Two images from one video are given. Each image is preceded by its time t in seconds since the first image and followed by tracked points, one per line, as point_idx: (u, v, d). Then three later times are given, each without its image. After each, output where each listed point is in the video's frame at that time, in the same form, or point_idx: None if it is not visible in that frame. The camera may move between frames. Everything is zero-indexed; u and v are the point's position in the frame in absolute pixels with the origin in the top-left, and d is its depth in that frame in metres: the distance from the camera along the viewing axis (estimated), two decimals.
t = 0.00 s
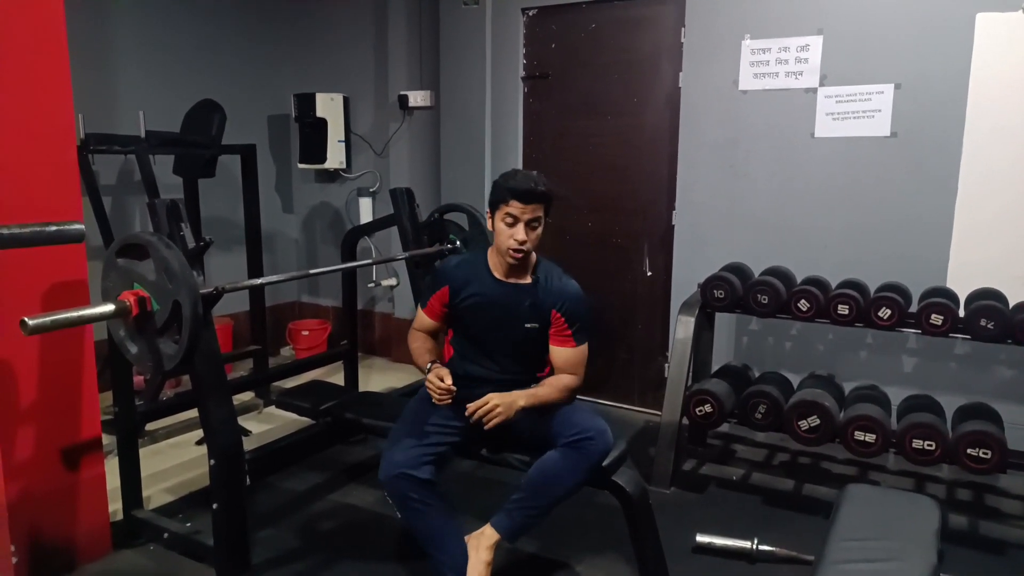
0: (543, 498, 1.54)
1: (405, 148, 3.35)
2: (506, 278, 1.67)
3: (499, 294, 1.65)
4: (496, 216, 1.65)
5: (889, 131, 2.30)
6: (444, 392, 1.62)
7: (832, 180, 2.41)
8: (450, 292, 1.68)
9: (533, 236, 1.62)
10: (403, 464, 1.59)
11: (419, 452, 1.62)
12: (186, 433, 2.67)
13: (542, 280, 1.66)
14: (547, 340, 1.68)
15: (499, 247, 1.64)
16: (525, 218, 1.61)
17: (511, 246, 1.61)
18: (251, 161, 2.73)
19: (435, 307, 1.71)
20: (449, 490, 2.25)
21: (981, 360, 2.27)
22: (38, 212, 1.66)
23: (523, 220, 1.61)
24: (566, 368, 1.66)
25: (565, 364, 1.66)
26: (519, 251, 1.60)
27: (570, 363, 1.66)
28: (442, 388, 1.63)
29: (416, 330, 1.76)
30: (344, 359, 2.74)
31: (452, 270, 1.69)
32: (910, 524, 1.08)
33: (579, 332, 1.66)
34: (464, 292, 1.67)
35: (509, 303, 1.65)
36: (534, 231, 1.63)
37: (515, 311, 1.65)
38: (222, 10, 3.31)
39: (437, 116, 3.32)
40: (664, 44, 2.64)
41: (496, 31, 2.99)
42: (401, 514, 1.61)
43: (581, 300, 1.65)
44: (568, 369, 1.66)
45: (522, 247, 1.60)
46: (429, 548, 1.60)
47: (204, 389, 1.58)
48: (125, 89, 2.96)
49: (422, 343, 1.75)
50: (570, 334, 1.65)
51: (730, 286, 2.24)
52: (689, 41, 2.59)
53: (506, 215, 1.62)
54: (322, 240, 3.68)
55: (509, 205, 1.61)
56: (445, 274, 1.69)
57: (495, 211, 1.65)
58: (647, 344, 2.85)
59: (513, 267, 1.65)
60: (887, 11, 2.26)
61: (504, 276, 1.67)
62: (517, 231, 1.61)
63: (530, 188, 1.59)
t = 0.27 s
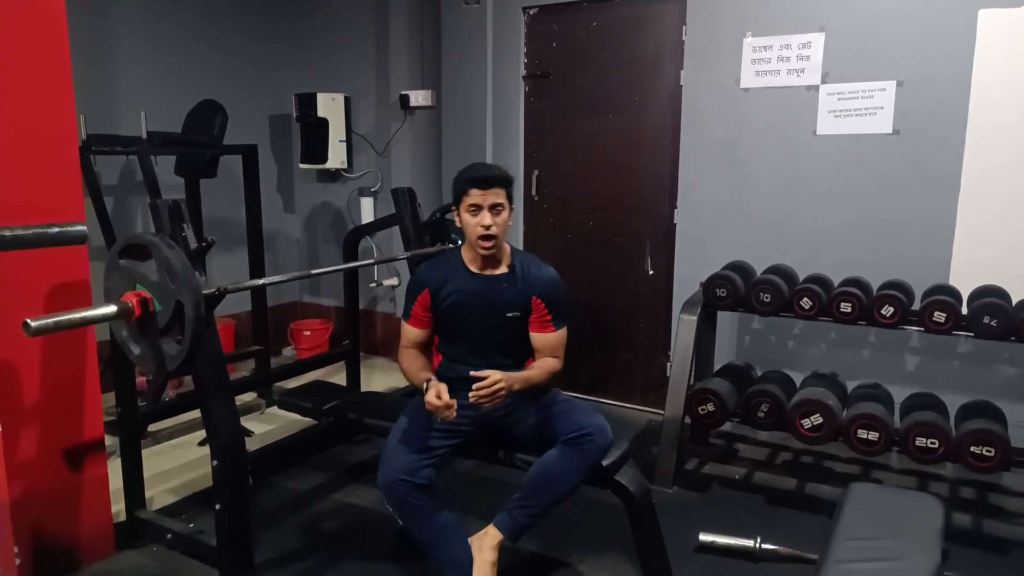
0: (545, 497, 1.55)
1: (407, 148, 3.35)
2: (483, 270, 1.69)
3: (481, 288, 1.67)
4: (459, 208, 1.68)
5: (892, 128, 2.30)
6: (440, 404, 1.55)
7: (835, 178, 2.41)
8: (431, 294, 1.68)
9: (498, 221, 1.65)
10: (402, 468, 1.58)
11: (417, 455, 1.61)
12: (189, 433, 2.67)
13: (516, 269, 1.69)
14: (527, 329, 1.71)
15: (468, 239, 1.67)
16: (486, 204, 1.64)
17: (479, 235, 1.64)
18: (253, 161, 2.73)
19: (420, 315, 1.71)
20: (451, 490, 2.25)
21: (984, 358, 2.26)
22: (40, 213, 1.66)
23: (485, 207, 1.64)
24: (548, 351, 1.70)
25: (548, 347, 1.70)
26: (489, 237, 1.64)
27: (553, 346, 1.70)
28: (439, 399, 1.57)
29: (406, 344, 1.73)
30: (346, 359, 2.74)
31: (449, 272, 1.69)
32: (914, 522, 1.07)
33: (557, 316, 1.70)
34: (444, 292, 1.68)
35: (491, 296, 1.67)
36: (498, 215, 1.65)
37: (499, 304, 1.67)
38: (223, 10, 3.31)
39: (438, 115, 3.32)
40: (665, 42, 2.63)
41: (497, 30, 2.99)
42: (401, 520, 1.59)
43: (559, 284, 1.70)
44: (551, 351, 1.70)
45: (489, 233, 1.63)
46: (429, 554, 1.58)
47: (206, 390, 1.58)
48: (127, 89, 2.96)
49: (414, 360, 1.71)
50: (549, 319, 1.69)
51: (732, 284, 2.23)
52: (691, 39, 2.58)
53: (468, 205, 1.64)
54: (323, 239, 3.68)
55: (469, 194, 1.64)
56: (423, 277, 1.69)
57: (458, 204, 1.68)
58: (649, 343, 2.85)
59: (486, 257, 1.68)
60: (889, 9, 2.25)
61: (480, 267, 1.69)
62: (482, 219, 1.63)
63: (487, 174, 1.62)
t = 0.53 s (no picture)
0: (545, 500, 1.54)
1: (406, 152, 3.35)
2: (463, 272, 1.71)
3: (464, 289, 1.69)
4: (429, 215, 1.71)
5: (890, 133, 2.31)
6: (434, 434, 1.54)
7: (833, 182, 2.41)
8: (416, 302, 1.70)
9: (465, 221, 1.66)
10: (402, 475, 1.57)
11: (418, 462, 1.60)
12: (188, 437, 2.67)
13: (495, 268, 1.71)
14: (512, 323, 1.73)
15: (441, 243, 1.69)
16: (450, 207, 1.65)
17: (448, 238, 1.66)
18: (253, 165, 2.73)
19: (407, 323, 1.72)
20: (451, 495, 2.24)
21: (983, 361, 2.27)
22: (39, 219, 1.66)
23: (449, 210, 1.65)
24: (536, 342, 1.71)
25: (534, 338, 1.71)
26: (457, 240, 1.65)
27: (539, 336, 1.71)
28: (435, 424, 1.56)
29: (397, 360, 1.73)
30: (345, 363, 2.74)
31: (447, 278, 1.70)
32: (914, 527, 1.08)
33: (540, 306, 1.72)
34: (428, 298, 1.69)
35: (475, 296, 1.69)
36: (465, 216, 1.67)
37: (483, 304, 1.69)
38: (223, 14, 3.31)
39: (438, 119, 3.32)
40: (665, 47, 2.64)
41: (496, 34, 3.00)
42: (406, 527, 1.58)
43: (538, 276, 1.72)
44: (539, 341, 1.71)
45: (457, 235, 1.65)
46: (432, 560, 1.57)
47: (206, 395, 1.58)
48: (126, 93, 2.96)
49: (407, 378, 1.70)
50: (531, 310, 1.71)
51: (731, 288, 2.24)
52: (689, 44, 2.59)
53: (434, 211, 1.66)
54: (322, 243, 3.68)
55: (433, 200, 1.67)
56: (407, 286, 1.71)
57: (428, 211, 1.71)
58: (648, 347, 2.85)
59: (462, 258, 1.70)
60: (887, 13, 2.26)
61: (458, 270, 1.71)
62: (448, 222, 1.66)
63: (447, 177, 1.64)
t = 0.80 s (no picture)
0: (546, 504, 1.54)
1: (407, 155, 3.35)
2: (456, 273, 1.71)
3: (459, 291, 1.70)
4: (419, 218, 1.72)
5: (891, 137, 2.31)
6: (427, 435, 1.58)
7: (834, 186, 2.41)
8: (412, 306, 1.70)
9: (454, 220, 1.66)
10: (408, 479, 1.58)
11: (421, 466, 1.61)
12: (189, 439, 2.67)
13: (487, 269, 1.72)
14: (503, 320, 1.72)
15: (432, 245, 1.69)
16: (438, 207, 1.66)
17: (437, 238, 1.66)
18: (254, 168, 2.73)
19: (405, 328, 1.72)
20: (451, 497, 2.24)
21: (984, 365, 2.27)
22: (41, 221, 1.66)
23: (438, 209, 1.66)
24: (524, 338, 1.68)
25: (523, 335, 1.68)
26: (446, 239, 1.65)
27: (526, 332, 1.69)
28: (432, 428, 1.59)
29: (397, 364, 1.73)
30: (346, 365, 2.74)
31: (446, 281, 1.71)
32: (915, 530, 1.08)
33: (531, 302, 1.71)
34: (423, 301, 1.70)
35: (469, 296, 1.70)
36: (453, 215, 1.67)
37: (476, 305, 1.70)
38: (225, 17, 3.32)
39: (439, 122, 3.32)
40: (666, 51, 2.65)
41: (498, 38, 3.00)
42: (408, 533, 1.58)
43: (530, 272, 1.73)
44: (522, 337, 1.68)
45: (446, 234, 1.65)
46: (432, 564, 1.57)
47: (207, 397, 1.58)
48: (128, 96, 2.97)
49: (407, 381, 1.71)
50: (520, 305, 1.71)
51: (732, 291, 2.24)
52: (691, 48, 2.59)
53: (423, 212, 1.67)
54: (323, 246, 3.68)
55: (421, 201, 1.67)
56: (403, 290, 1.72)
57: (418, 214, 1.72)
58: (649, 349, 2.85)
59: (455, 259, 1.70)
60: (888, 17, 2.27)
61: (451, 272, 1.71)
62: (436, 222, 1.66)
63: (433, 178, 1.65)
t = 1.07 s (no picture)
0: (543, 505, 1.54)
1: (405, 156, 3.35)
2: (450, 275, 1.71)
3: (454, 294, 1.70)
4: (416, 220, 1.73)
5: (887, 135, 2.31)
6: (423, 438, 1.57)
7: (831, 184, 2.42)
8: (408, 308, 1.71)
9: (448, 222, 1.67)
10: (404, 481, 1.58)
11: (418, 468, 1.61)
12: (187, 442, 2.67)
13: (485, 271, 1.71)
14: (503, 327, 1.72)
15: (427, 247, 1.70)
16: (433, 209, 1.67)
17: (432, 239, 1.67)
18: (252, 170, 2.73)
19: (402, 330, 1.73)
20: (449, 499, 2.24)
21: (982, 363, 2.27)
22: (37, 225, 1.66)
23: (432, 211, 1.67)
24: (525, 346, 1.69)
25: (524, 343, 1.69)
26: (440, 240, 1.66)
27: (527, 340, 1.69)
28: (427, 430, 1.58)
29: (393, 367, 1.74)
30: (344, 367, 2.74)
31: (444, 282, 1.71)
32: (912, 529, 1.08)
33: (531, 309, 1.70)
34: (419, 302, 1.71)
35: (464, 299, 1.69)
36: (448, 216, 1.68)
37: (471, 308, 1.69)
38: (222, 20, 3.32)
39: (436, 124, 3.32)
40: (662, 50, 2.65)
41: (495, 38, 3.00)
42: (405, 535, 1.58)
43: (528, 277, 1.72)
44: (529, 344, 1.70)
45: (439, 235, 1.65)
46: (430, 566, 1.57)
47: (205, 399, 1.58)
48: (125, 98, 2.97)
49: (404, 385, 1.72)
50: (522, 313, 1.70)
51: (730, 291, 2.24)
52: (687, 47, 2.59)
53: (419, 214, 1.69)
54: (321, 247, 3.68)
55: (417, 203, 1.69)
56: (398, 292, 1.72)
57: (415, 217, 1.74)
58: (647, 349, 2.85)
59: (450, 260, 1.70)
60: (884, 16, 2.27)
61: (446, 275, 1.72)
62: (431, 223, 1.67)
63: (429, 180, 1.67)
